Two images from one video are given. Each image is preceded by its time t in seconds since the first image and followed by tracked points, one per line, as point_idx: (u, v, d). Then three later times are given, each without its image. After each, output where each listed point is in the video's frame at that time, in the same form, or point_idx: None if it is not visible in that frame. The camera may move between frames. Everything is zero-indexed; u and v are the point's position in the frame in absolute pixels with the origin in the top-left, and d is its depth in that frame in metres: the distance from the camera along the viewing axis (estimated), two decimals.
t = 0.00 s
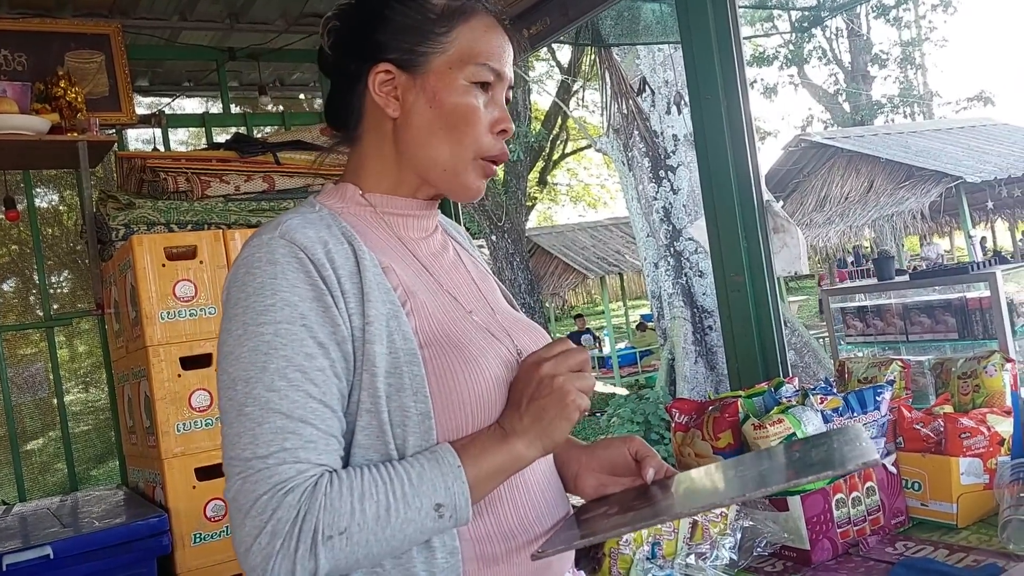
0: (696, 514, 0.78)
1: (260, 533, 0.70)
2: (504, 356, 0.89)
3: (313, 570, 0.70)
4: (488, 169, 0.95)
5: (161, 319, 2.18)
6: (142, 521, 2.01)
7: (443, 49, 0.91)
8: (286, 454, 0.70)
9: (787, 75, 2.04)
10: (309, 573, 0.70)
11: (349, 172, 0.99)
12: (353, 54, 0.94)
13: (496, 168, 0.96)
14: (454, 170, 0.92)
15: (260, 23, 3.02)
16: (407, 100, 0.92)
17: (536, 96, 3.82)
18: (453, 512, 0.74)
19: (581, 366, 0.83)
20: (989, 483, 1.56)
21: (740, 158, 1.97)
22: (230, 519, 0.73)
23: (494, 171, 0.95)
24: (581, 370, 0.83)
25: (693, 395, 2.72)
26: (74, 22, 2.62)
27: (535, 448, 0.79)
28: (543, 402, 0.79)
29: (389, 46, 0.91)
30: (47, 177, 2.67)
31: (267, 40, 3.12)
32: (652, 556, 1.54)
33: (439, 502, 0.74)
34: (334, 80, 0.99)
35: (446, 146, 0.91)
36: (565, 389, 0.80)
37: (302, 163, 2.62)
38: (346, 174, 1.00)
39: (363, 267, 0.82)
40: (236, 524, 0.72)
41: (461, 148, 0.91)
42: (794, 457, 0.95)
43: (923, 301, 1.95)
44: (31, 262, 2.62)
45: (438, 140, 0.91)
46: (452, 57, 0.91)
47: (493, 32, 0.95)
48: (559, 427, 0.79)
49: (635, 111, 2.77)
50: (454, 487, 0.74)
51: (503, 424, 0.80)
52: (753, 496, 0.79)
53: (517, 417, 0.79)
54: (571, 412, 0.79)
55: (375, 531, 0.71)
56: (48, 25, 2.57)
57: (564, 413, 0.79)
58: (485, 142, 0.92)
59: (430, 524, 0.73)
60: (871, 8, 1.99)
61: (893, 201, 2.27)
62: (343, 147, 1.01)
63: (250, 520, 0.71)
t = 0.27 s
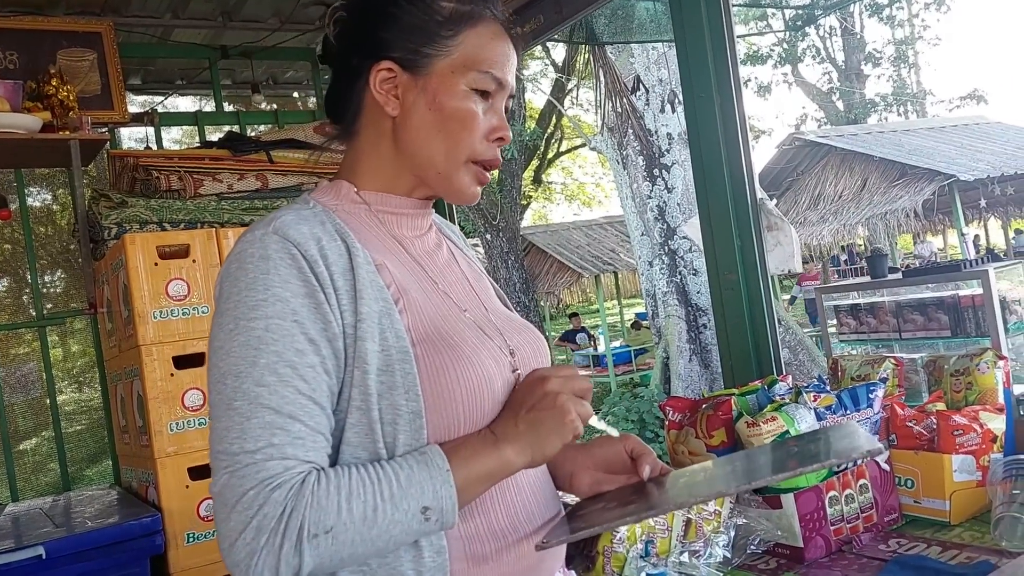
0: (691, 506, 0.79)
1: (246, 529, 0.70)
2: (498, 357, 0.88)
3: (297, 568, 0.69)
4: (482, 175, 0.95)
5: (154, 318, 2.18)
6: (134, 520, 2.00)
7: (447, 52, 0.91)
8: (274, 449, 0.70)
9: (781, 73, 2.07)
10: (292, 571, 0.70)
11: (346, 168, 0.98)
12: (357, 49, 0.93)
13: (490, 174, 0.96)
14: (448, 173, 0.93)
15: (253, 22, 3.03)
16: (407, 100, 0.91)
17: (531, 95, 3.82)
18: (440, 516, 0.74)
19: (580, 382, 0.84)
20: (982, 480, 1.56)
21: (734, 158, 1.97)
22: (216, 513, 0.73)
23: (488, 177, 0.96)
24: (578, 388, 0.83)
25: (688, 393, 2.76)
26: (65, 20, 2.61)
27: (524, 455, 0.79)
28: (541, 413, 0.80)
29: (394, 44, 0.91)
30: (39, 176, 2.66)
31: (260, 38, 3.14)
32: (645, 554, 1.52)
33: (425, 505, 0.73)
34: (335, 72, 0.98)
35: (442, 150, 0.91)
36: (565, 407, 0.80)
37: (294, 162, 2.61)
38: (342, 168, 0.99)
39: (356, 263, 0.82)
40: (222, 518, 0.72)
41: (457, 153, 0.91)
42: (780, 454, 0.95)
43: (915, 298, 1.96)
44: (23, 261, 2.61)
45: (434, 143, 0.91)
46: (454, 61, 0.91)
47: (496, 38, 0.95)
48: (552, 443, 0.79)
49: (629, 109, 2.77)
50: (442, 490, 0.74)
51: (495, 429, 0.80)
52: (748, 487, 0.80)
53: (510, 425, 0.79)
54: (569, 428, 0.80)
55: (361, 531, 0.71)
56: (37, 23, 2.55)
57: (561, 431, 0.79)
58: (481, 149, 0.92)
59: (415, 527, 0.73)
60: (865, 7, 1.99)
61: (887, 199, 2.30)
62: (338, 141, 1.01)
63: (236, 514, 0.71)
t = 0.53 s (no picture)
0: (685, 501, 0.79)
1: (237, 525, 0.68)
2: (492, 358, 0.87)
3: (287, 565, 0.68)
4: (475, 186, 0.93)
5: (149, 318, 2.18)
6: (130, 519, 2.00)
7: (451, 61, 0.87)
8: (267, 446, 0.68)
9: (776, 72, 2.05)
10: (282, 569, 0.68)
11: (343, 164, 0.96)
12: (360, 46, 0.90)
13: (482, 184, 0.94)
14: (441, 182, 0.90)
15: (248, 21, 3.04)
16: (408, 105, 0.88)
17: (526, 94, 3.83)
18: (431, 517, 0.72)
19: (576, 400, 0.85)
20: (977, 477, 1.56)
21: (729, 158, 1.96)
22: (206, 508, 0.71)
23: (481, 187, 0.93)
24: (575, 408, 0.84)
25: (683, 392, 2.76)
26: (60, 19, 2.61)
27: (515, 460, 0.77)
28: (538, 421, 0.80)
29: (399, 47, 0.87)
30: (35, 177, 2.66)
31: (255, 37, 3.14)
32: (641, 552, 1.51)
33: (417, 505, 0.72)
34: (336, 63, 0.95)
35: (437, 158, 0.89)
36: (560, 418, 0.80)
37: (290, 161, 2.62)
38: (339, 163, 0.97)
39: (350, 263, 0.81)
40: (211, 513, 0.70)
41: (451, 163, 0.89)
42: (777, 450, 0.95)
43: (910, 297, 1.95)
44: (19, 262, 2.61)
45: (430, 151, 0.89)
46: (459, 70, 0.88)
47: (502, 51, 0.92)
48: (545, 453, 0.79)
49: (625, 108, 2.76)
50: (434, 491, 0.73)
51: (488, 432, 0.79)
52: (741, 482, 0.80)
53: (504, 430, 0.79)
54: (563, 440, 0.80)
55: (351, 530, 0.69)
56: (37, 22, 2.57)
57: (554, 442, 0.79)
58: (475, 161, 0.90)
59: (406, 527, 0.71)
60: (859, 5, 2.00)
61: (882, 198, 2.42)
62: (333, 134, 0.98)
63: (227, 510, 0.69)
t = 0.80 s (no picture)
0: (680, 498, 0.78)
1: (239, 526, 0.68)
2: (489, 356, 0.87)
3: (290, 564, 0.68)
4: (467, 185, 0.92)
5: (147, 316, 2.18)
6: (128, 518, 2.01)
7: (443, 61, 0.87)
8: (267, 447, 0.68)
9: (772, 69, 2.07)
10: (285, 568, 0.67)
11: (336, 162, 0.95)
12: (353, 44, 0.89)
13: (474, 184, 0.93)
14: (433, 181, 0.90)
15: (244, 19, 3.04)
16: (400, 103, 0.87)
17: (522, 92, 3.84)
18: (431, 514, 0.72)
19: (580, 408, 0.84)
20: (972, 473, 1.57)
21: (725, 156, 1.96)
22: (207, 509, 0.71)
23: (473, 186, 0.93)
24: (579, 420, 0.83)
25: (679, 389, 2.82)
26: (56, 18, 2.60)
27: (514, 457, 0.77)
28: (539, 421, 0.78)
29: (392, 46, 0.86)
30: (32, 176, 2.66)
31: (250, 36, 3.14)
32: (637, 549, 1.52)
33: (417, 503, 0.71)
34: (328, 60, 0.93)
35: (429, 158, 0.88)
36: (558, 414, 0.79)
37: (286, 160, 2.62)
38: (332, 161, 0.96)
39: (347, 262, 0.80)
40: (213, 515, 0.69)
41: (443, 162, 0.88)
42: (776, 443, 0.95)
43: (906, 293, 1.97)
44: (15, 261, 2.61)
45: (422, 151, 0.88)
46: (451, 70, 0.87)
47: (494, 51, 0.91)
48: (542, 449, 0.78)
49: (620, 105, 2.76)
50: (434, 488, 0.72)
51: (487, 429, 0.78)
52: (736, 478, 0.80)
53: (503, 427, 0.78)
54: (561, 436, 0.79)
55: (353, 527, 0.69)
56: (34, 21, 2.57)
57: (553, 439, 0.78)
58: (468, 160, 0.89)
59: (407, 525, 0.71)
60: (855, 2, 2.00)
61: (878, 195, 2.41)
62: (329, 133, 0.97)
63: (228, 511, 0.68)
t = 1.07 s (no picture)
0: (675, 498, 0.78)
1: (237, 524, 0.66)
2: (486, 355, 0.86)
3: (289, 563, 0.66)
4: (460, 188, 0.92)
5: (143, 315, 2.18)
6: (125, 518, 2.00)
7: (441, 64, 0.86)
8: (266, 444, 0.66)
9: (767, 68, 2.06)
10: (283, 567, 0.66)
11: (332, 160, 0.95)
12: (350, 43, 0.88)
13: (468, 187, 0.93)
14: (426, 185, 0.90)
15: (239, 19, 3.05)
16: (396, 106, 0.87)
17: (517, 91, 3.85)
18: (429, 511, 0.71)
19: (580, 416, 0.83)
20: (967, 471, 1.57)
21: (721, 156, 1.96)
22: (203, 508, 0.69)
23: (467, 189, 0.93)
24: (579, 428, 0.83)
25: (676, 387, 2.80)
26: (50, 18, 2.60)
27: (510, 455, 0.76)
28: (536, 422, 0.78)
29: (388, 47, 0.86)
30: (27, 175, 2.66)
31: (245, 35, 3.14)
32: (634, 548, 1.52)
33: (415, 500, 0.70)
34: (324, 60, 0.93)
35: (423, 162, 0.88)
36: (557, 418, 0.78)
37: (282, 159, 2.61)
38: (328, 159, 0.96)
39: (343, 260, 0.79)
40: (210, 512, 0.68)
41: (437, 166, 0.88)
42: (771, 444, 0.95)
43: (901, 292, 1.97)
44: (11, 261, 2.61)
45: (416, 155, 0.88)
46: (448, 74, 0.87)
47: (492, 54, 0.91)
48: (537, 451, 0.78)
49: (616, 104, 2.76)
50: (432, 486, 0.71)
51: (484, 427, 0.77)
52: (732, 478, 0.79)
53: (500, 425, 0.77)
54: (558, 438, 0.78)
55: (352, 526, 0.68)
56: (30, 20, 2.56)
57: (549, 440, 0.78)
58: (462, 164, 0.89)
59: (405, 522, 0.70)
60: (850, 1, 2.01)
61: (873, 192, 2.52)
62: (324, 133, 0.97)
63: (227, 509, 0.67)
